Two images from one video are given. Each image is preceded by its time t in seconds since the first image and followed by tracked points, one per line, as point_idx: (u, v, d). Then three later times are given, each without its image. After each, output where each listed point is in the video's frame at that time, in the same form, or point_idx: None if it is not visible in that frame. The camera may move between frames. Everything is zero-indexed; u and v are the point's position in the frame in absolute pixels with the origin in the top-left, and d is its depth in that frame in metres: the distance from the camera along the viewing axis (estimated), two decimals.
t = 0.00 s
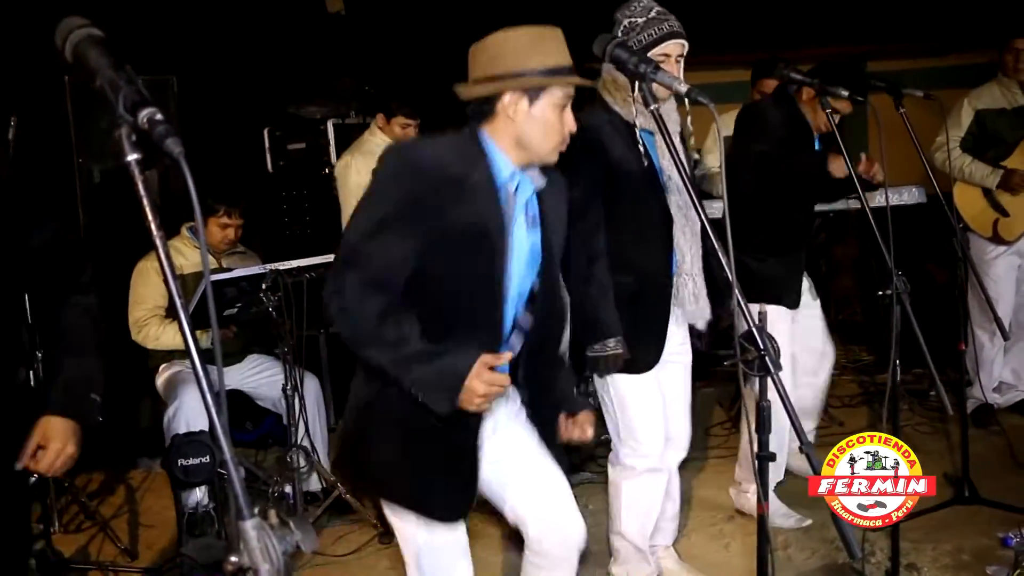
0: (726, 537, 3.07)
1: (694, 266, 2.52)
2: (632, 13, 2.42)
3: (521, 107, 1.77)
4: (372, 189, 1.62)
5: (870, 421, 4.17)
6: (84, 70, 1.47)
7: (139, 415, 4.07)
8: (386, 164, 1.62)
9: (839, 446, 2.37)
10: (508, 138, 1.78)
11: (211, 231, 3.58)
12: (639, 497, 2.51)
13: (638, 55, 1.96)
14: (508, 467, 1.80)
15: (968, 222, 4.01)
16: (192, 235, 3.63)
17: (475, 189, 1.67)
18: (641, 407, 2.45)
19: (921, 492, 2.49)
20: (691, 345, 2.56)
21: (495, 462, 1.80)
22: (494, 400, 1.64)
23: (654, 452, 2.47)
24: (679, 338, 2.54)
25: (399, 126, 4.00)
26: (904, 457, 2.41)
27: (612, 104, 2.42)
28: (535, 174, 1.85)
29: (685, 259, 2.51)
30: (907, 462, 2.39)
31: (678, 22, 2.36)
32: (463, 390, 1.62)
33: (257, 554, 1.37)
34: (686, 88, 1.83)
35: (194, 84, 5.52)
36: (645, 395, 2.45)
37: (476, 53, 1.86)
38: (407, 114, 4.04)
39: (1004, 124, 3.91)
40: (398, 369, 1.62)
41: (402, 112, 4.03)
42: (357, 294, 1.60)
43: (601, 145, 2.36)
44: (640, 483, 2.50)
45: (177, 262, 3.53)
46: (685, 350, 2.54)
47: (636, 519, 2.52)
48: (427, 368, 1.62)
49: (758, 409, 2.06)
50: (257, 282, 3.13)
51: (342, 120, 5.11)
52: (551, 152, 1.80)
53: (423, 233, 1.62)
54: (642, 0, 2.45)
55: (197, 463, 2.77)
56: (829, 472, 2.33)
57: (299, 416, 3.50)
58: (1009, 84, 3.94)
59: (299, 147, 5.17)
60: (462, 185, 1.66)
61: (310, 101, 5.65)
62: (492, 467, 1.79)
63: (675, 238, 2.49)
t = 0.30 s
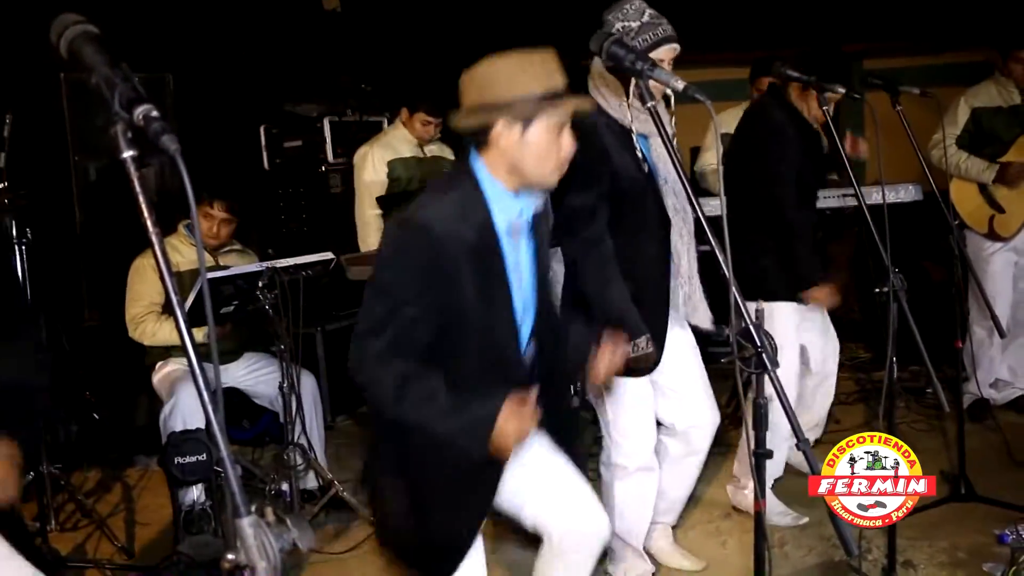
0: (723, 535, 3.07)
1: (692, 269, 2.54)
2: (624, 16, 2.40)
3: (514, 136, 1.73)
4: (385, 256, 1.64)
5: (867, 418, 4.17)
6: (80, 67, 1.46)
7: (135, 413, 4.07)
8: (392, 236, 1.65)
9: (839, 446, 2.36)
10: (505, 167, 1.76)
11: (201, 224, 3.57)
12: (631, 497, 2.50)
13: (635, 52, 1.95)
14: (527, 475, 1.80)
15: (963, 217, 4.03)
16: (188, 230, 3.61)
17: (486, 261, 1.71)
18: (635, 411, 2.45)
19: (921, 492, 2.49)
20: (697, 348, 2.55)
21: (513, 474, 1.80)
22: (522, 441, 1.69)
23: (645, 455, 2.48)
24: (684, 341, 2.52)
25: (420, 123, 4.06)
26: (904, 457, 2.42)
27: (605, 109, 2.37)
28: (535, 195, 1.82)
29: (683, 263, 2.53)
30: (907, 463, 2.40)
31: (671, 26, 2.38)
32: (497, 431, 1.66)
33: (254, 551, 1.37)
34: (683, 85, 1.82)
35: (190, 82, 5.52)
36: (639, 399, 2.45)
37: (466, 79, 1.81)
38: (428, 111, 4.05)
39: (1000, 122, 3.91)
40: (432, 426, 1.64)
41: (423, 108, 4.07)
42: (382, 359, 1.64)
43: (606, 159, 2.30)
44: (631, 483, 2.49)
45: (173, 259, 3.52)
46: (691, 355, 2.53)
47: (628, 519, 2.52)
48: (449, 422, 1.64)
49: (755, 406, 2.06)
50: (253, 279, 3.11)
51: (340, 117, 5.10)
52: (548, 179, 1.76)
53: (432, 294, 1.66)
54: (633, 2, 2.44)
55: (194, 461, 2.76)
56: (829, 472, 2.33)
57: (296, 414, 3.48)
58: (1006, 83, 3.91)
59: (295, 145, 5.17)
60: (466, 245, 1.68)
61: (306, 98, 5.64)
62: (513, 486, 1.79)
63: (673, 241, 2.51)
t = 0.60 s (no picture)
0: (721, 536, 3.07)
1: (675, 262, 2.53)
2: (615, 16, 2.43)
3: (560, 104, 1.71)
4: (438, 223, 1.60)
5: (864, 418, 4.18)
6: (79, 67, 1.46)
7: (134, 412, 4.08)
8: (442, 199, 1.61)
9: (839, 446, 2.37)
10: (551, 133, 1.74)
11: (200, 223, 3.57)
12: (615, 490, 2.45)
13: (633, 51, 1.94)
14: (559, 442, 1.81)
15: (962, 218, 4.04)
16: (186, 230, 3.62)
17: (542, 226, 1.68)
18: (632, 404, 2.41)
19: (921, 492, 2.48)
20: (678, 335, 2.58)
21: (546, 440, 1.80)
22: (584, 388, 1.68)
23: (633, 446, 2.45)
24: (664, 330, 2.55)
25: (425, 122, 3.98)
26: (904, 457, 2.42)
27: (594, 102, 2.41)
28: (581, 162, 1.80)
29: (665, 258, 2.51)
30: (907, 462, 2.40)
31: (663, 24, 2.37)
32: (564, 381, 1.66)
33: (252, 552, 1.37)
34: (679, 84, 1.77)
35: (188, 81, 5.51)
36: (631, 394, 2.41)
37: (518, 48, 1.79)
38: (435, 111, 3.96)
39: (998, 123, 3.92)
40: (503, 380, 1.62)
41: (428, 107, 3.99)
42: (444, 322, 1.60)
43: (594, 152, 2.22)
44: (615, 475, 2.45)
45: (171, 258, 3.52)
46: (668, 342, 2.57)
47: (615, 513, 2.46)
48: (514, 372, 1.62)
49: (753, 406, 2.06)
50: (252, 279, 3.11)
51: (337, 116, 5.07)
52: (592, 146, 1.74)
53: (489, 258, 1.61)
54: (627, 2, 2.46)
55: (192, 461, 2.76)
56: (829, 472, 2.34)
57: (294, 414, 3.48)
58: (1003, 85, 3.91)
59: (293, 145, 5.13)
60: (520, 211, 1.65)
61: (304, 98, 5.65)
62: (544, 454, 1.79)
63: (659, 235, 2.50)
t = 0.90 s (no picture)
0: (718, 536, 3.08)
1: (639, 270, 2.46)
2: (600, 18, 2.40)
3: (540, 117, 1.74)
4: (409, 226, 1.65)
5: (861, 418, 4.18)
6: (75, 71, 1.46)
7: (131, 414, 4.07)
8: (417, 199, 1.66)
9: (839, 446, 2.37)
10: (528, 148, 1.76)
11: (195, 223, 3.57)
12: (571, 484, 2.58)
13: (629, 54, 1.95)
14: (532, 432, 1.81)
15: (958, 215, 4.03)
16: (182, 232, 3.61)
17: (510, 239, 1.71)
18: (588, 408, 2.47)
19: (921, 492, 2.50)
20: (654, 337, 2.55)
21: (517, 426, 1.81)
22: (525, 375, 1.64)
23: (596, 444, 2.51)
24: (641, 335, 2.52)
25: (414, 123, 3.98)
26: (904, 457, 2.42)
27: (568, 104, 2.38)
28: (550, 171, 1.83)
29: (626, 263, 2.44)
30: (907, 462, 2.39)
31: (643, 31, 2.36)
32: (501, 364, 1.64)
33: (250, 556, 1.37)
34: (676, 86, 1.81)
35: (185, 83, 5.50)
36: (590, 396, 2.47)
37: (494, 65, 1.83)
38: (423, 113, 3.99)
39: (993, 124, 3.93)
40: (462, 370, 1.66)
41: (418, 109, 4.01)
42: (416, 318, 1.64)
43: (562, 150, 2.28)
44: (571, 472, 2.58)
45: (167, 261, 3.51)
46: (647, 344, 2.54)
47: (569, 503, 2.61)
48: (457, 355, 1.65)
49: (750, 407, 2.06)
50: (249, 281, 3.12)
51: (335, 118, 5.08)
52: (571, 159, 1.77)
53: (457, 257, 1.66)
54: (610, 6, 2.44)
55: (189, 463, 2.76)
56: (829, 472, 2.35)
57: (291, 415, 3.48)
58: (998, 85, 3.92)
59: (289, 147, 5.19)
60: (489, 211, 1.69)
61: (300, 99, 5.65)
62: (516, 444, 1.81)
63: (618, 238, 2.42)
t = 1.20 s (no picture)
0: (717, 537, 3.08)
1: (614, 270, 2.54)
2: (553, 25, 2.42)
3: (444, 142, 1.74)
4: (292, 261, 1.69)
5: (860, 419, 4.19)
6: (73, 76, 1.46)
7: (129, 418, 4.07)
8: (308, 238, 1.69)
9: (839, 446, 2.38)
10: (433, 176, 1.76)
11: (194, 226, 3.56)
12: (541, 485, 2.59)
13: (625, 55, 1.96)
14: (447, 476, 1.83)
15: (955, 219, 4.03)
16: (181, 236, 3.61)
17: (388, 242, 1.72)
18: (556, 405, 2.52)
19: (921, 492, 2.49)
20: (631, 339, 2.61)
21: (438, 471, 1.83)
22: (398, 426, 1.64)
23: (566, 442, 2.54)
24: (616, 335, 2.58)
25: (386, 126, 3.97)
26: (905, 457, 2.41)
27: (536, 114, 2.50)
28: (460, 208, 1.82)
29: (600, 266, 2.53)
30: (907, 462, 2.39)
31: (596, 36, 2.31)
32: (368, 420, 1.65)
33: (249, 559, 1.37)
34: (673, 88, 1.81)
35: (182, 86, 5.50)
36: (556, 391, 2.51)
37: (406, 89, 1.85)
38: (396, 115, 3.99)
39: (989, 125, 3.94)
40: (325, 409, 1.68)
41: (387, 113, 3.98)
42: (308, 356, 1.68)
43: (523, 161, 2.47)
44: (541, 472, 2.58)
45: (165, 264, 3.51)
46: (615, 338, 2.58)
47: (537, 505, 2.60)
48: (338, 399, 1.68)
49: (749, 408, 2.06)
50: (246, 284, 3.10)
51: (332, 120, 5.10)
52: (477, 187, 1.76)
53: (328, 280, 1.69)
54: (564, 10, 2.42)
55: (188, 466, 2.75)
56: (829, 472, 2.39)
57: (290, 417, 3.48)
58: (993, 86, 3.95)
59: (288, 150, 5.21)
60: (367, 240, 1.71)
61: (298, 101, 5.65)
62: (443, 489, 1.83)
63: (589, 243, 2.52)
